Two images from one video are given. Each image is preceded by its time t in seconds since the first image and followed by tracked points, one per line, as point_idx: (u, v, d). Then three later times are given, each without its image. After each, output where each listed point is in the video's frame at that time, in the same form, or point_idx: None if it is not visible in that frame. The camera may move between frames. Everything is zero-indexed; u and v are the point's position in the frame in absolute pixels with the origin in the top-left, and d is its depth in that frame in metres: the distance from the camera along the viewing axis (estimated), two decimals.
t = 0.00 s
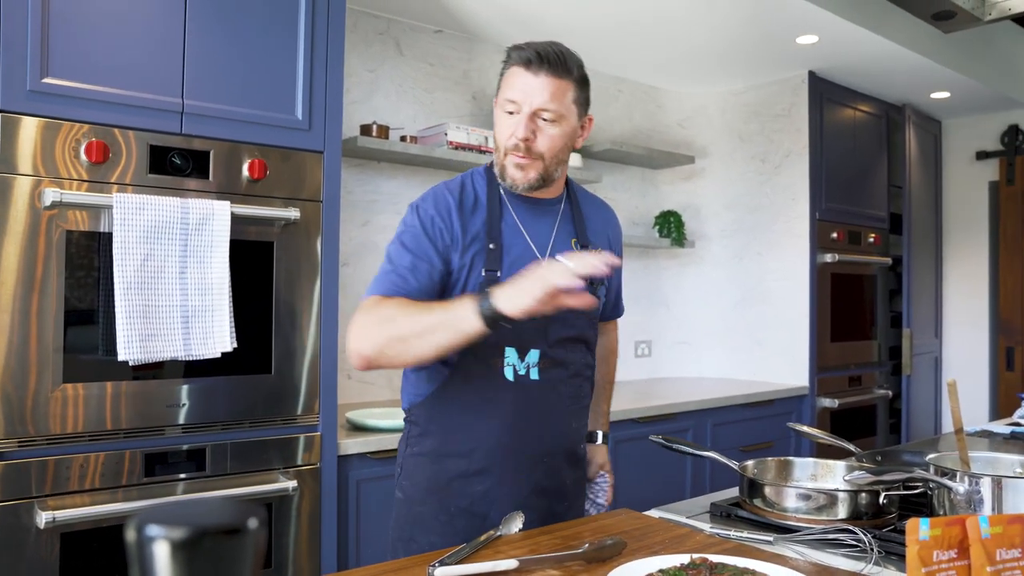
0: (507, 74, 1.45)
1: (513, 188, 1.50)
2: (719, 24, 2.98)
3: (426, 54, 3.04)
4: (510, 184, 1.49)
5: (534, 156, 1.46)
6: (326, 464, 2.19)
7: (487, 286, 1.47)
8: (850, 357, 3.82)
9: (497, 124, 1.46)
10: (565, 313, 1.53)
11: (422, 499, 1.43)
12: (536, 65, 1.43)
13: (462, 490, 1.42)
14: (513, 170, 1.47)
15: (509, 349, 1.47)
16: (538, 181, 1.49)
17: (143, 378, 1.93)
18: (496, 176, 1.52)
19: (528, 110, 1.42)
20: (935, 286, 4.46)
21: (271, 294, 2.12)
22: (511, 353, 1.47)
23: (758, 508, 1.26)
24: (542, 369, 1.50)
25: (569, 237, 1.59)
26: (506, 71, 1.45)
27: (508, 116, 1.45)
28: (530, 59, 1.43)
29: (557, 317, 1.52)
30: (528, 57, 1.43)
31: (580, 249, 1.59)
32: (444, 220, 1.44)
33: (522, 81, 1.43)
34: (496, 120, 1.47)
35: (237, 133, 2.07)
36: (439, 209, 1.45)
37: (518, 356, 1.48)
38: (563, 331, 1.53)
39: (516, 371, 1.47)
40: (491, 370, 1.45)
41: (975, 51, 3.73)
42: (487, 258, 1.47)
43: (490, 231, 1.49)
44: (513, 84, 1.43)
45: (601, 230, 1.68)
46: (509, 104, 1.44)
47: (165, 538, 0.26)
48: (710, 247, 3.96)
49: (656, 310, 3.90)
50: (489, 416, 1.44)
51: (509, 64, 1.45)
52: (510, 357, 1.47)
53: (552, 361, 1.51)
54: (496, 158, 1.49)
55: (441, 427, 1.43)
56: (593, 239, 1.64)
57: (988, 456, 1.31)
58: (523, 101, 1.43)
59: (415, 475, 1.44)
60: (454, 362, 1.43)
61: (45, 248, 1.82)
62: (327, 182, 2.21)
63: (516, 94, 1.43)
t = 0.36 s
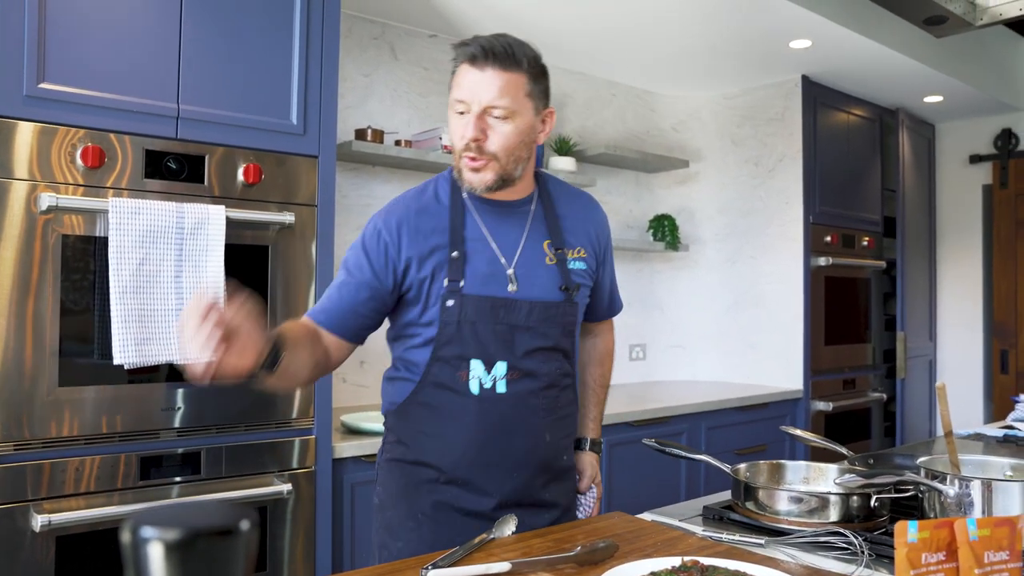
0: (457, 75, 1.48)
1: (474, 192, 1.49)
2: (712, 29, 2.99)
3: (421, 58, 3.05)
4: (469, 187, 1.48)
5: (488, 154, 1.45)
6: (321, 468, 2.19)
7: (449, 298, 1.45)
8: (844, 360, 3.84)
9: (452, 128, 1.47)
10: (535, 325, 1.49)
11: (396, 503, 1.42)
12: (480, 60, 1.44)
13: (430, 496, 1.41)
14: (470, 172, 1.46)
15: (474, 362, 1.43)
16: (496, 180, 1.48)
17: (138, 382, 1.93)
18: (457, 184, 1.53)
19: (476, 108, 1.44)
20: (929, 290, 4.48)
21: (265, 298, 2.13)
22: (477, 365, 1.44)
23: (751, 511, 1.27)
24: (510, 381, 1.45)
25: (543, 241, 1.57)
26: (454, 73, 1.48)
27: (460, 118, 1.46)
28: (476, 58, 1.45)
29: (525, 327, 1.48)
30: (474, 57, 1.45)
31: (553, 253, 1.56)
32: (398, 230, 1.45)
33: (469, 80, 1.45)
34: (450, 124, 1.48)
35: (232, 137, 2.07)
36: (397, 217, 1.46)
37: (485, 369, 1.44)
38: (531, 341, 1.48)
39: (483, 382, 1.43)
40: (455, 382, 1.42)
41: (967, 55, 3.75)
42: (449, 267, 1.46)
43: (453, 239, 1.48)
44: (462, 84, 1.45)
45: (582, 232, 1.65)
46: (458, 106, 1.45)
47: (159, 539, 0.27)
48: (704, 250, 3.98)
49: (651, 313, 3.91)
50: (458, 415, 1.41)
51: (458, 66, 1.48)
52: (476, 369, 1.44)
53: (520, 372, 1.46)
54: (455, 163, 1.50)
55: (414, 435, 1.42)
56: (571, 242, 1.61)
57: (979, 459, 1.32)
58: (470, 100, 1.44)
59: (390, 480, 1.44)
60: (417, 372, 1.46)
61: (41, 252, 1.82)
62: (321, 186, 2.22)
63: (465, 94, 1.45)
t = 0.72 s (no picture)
0: (393, 126, 1.28)
1: (432, 247, 1.37)
2: (718, 33, 3.00)
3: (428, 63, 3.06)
4: (428, 244, 1.36)
5: (448, 214, 1.32)
6: (329, 471, 2.20)
7: (423, 356, 1.39)
8: (851, 364, 3.83)
9: (398, 186, 1.31)
10: (517, 356, 1.46)
11: (401, 516, 1.48)
12: (425, 113, 1.25)
13: (433, 512, 1.46)
14: (432, 232, 1.33)
15: (460, 404, 1.43)
16: (456, 234, 1.36)
17: (148, 385, 1.95)
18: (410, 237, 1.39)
19: (430, 170, 1.27)
20: (936, 293, 4.46)
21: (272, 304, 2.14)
22: (463, 405, 1.44)
23: (757, 516, 1.27)
24: (499, 413, 1.46)
25: (505, 265, 1.51)
26: (391, 121, 1.28)
27: (409, 176, 1.29)
28: (418, 108, 1.26)
29: (503, 360, 1.45)
30: (415, 107, 1.26)
31: (518, 275, 1.51)
32: (351, 294, 1.34)
33: (414, 136, 1.26)
34: (394, 182, 1.32)
35: (241, 142, 2.08)
36: (348, 276, 1.35)
37: (472, 407, 1.44)
38: (512, 371, 1.46)
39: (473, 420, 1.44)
40: (443, 423, 1.43)
41: (974, 58, 3.74)
42: (413, 322, 1.39)
43: (413, 293, 1.39)
44: (406, 141, 1.26)
45: (540, 238, 1.59)
46: (406, 166, 1.28)
47: (177, 540, 0.32)
48: (711, 254, 3.98)
49: (657, 317, 3.91)
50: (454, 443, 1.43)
51: (395, 116, 1.27)
52: (464, 409, 1.44)
53: (508, 404, 1.47)
54: (405, 221, 1.35)
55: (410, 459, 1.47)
56: (532, 255, 1.56)
57: (986, 463, 1.32)
58: (420, 161, 1.26)
59: (393, 493, 1.50)
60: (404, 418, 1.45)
61: (51, 256, 1.83)
62: (329, 190, 2.23)
63: (412, 154, 1.26)
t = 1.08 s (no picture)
0: (414, 127, 1.30)
1: (448, 247, 1.39)
2: (729, 35, 3.00)
3: (439, 66, 3.08)
4: (444, 243, 1.38)
5: (464, 217, 1.33)
6: (342, 473, 2.21)
7: (426, 352, 1.46)
8: (864, 366, 3.81)
9: (416, 186, 1.32)
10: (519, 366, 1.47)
11: (402, 512, 1.56)
12: (445, 116, 1.27)
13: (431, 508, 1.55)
14: (448, 233, 1.35)
15: (463, 405, 1.50)
16: (471, 236, 1.38)
17: (163, 387, 1.96)
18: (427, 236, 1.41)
19: (449, 172, 1.28)
20: (950, 295, 4.43)
21: (287, 307, 2.16)
22: (465, 406, 1.51)
23: (770, 517, 1.27)
24: (500, 416, 1.51)
25: (503, 275, 1.47)
26: (413, 123, 1.30)
27: (427, 177, 1.30)
28: (441, 111, 1.27)
29: (503, 369, 1.46)
30: (437, 110, 1.27)
31: (516, 291, 1.47)
32: (364, 291, 1.44)
33: (435, 138, 1.27)
34: (414, 182, 1.33)
35: (255, 146, 2.10)
36: (363, 271, 1.45)
37: (473, 408, 1.51)
38: (513, 379, 1.48)
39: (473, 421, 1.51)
40: (444, 422, 1.51)
41: (989, 59, 3.72)
42: (420, 319, 1.46)
43: (421, 290, 1.45)
44: (426, 143, 1.28)
45: (542, 249, 1.48)
46: (425, 167, 1.29)
47: (196, 537, 0.33)
48: (724, 256, 3.97)
49: (669, 319, 3.91)
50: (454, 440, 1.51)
51: (417, 118, 1.29)
52: (465, 409, 1.51)
53: (508, 407, 1.51)
54: (422, 220, 1.37)
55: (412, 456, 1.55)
56: (532, 267, 1.47)
57: (1000, 465, 1.31)
58: (440, 163, 1.28)
59: (397, 489, 1.58)
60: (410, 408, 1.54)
61: (68, 260, 1.86)
62: (342, 193, 2.25)
63: (432, 155, 1.28)
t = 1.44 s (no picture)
0: (403, 118, 1.29)
1: (434, 237, 1.39)
2: (722, 33, 3.00)
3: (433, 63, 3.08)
4: (431, 233, 1.38)
5: (452, 208, 1.33)
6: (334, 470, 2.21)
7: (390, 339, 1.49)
8: (857, 363, 3.82)
9: (404, 177, 1.32)
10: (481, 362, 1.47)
11: (381, 505, 1.58)
12: (436, 107, 1.26)
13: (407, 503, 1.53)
14: (435, 224, 1.35)
15: (427, 399, 1.51)
16: (457, 227, 1.39)
17: (154, 384, 1.96)
18: (412, 226, 1.41)
19: (439, 163, 1.28)
20: (942, 292, 4.45)
21: (280, 304, 2.15)
22: (429, 400, 1.51)
23: (760, 513, 1.27)
24: (464, 414, 1.51)
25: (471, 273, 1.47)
26: (402, 114, 1.29)
27: (416, 169, 1.30)
28: (431, 102, 1.26)
29: (466, 364, 1.47)
30: (428, 101, 1.27)
31: (481, 292, 1.46)
32: (345, 275, 1.49)
33: (426, 129, 1.27)
34: (402, 173, 1.33)
35: (247, 143, 2.10)
36: (344, 254, 1.50)
37: (437, 404, 1.51)
38: (477, 377, 1.48)
39: (435, 417, 1.51)
40: (410, 414, 1.53)
41: (980, 58, 3.74)
42: (391, 306, 1.48)
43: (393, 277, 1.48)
44: (416, 133, 1.27)
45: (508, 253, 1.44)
46: (414, 158, 1.29)
47: (182, 530, 0.43)
48: (717, 254, 3.98)
49: (662, 316, 3.91)
50: (421, 436, 1.52)
51: (407, 108, 1.28)
52: (428, 404, 1.52)
53: (472, 406, 1.50)
54: (409, 212, 1.37)
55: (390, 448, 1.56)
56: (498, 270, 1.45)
57: (987, 461, 1.32)
58: (430, 154, 1.27)
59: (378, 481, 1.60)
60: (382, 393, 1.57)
61: (59, 257, 1.85)
62: (335, 190, 2.24)
63: (422, 146, 1.27)
